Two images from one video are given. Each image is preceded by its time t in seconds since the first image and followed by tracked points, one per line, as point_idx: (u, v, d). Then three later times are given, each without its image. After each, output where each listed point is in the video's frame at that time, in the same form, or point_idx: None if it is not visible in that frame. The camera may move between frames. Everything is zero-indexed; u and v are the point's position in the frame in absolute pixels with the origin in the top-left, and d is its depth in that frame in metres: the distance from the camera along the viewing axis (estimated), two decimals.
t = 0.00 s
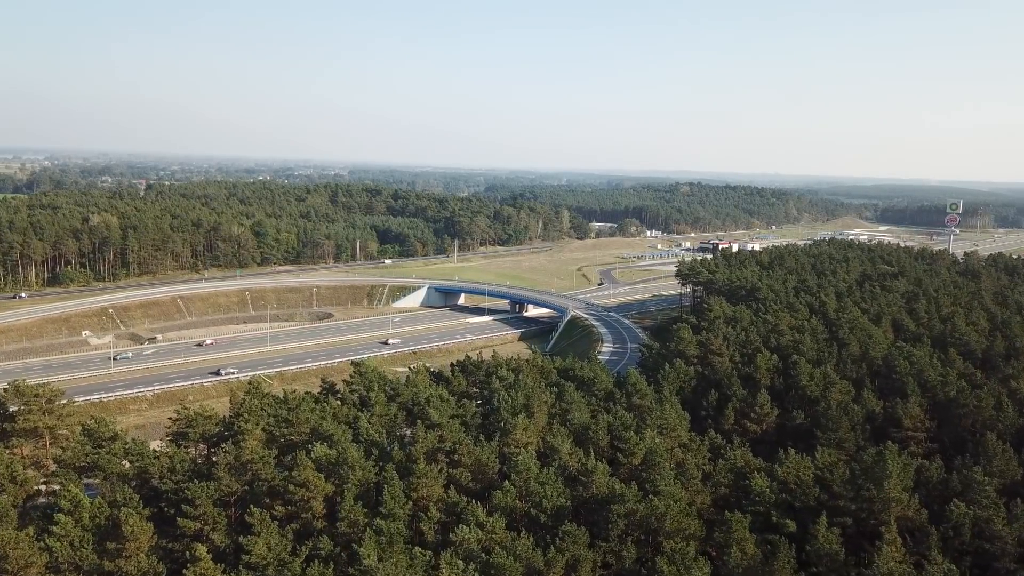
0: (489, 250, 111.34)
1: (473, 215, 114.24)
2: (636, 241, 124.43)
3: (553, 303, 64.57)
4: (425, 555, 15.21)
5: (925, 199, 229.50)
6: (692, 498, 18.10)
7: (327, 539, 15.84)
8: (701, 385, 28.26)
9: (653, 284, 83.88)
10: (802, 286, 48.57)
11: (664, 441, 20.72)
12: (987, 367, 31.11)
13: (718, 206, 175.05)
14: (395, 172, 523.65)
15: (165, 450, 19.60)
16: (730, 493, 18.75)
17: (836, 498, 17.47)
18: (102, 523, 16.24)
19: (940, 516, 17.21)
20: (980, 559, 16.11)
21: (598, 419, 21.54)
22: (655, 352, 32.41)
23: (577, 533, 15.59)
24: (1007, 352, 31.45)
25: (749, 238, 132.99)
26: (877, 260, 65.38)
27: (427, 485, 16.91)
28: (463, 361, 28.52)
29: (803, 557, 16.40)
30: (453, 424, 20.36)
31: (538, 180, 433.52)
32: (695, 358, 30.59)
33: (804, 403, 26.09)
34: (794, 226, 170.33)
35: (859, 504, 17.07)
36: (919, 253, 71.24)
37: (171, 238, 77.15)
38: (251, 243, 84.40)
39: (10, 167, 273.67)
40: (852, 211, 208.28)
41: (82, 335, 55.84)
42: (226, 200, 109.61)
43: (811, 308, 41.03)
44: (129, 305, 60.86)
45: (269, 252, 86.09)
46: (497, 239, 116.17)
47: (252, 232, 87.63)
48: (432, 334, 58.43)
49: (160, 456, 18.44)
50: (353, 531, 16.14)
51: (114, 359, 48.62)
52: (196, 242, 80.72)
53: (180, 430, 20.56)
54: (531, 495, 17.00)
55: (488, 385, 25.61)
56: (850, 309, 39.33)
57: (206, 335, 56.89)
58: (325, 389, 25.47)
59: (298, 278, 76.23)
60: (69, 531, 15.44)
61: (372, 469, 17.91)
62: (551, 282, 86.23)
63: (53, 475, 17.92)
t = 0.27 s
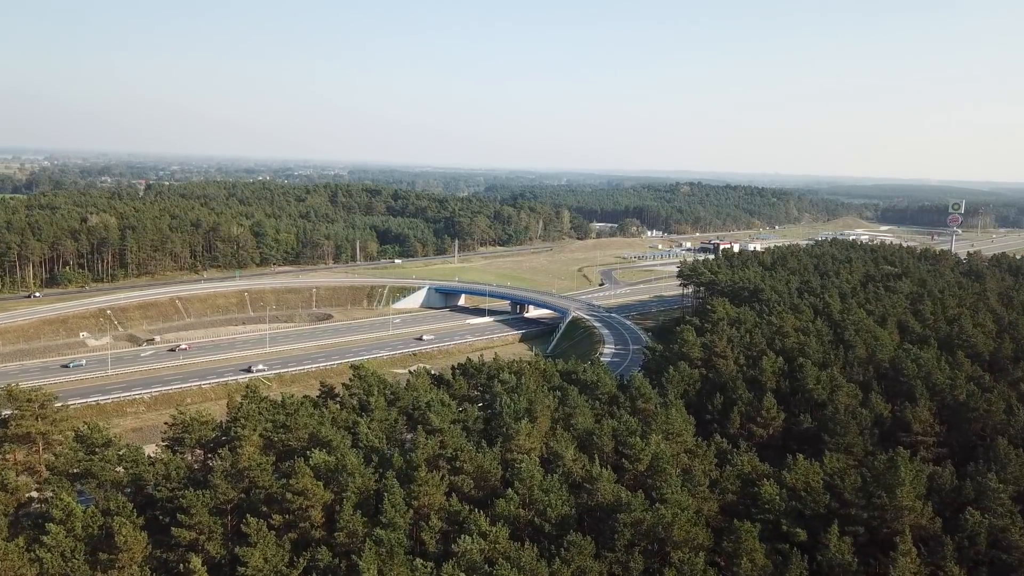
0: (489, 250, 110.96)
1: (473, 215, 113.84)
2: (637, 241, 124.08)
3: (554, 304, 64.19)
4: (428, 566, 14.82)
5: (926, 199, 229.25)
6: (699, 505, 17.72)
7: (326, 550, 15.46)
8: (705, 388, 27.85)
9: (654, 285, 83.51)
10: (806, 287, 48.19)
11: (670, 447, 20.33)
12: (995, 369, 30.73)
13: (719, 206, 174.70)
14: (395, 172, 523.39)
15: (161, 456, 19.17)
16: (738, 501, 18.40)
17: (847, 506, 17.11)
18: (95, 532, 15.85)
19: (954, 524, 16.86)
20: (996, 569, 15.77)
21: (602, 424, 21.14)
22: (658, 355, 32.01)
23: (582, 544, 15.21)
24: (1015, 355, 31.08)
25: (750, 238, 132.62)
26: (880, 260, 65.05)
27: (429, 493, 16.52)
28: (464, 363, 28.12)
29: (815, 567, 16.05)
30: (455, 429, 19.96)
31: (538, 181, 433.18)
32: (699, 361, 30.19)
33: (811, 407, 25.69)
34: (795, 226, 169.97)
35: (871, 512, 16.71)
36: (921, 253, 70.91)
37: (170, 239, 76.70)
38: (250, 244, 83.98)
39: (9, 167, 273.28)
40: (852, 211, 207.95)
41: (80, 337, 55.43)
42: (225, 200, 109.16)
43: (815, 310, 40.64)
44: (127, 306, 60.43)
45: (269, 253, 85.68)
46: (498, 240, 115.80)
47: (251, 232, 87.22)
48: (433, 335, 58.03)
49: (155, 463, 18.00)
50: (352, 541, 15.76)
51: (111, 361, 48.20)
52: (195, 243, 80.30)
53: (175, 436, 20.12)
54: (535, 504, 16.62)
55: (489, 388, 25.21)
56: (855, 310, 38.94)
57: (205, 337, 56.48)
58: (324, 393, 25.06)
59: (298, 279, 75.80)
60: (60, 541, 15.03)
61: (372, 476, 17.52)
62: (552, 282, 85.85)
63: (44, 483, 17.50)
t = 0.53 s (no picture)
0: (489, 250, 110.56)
1: (474, 215, 113.44)
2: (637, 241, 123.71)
3: (555, 305, 63.80)
4: None
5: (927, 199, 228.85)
6: (707, 513, 17.35)
7: (325, 561, 15.08)
8: (710, 392, 27.45)
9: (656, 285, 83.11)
10: (810, 288, 47.79)
11: (676, 453, 19.93)
12: (1004, 372, 30.31)
13: (720, 205, 174.31)
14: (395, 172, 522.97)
15: (155, 463, 18.73)
16: (746, 508, 18.05)
17: (859, 514, 16.75)
18: (87, 543, 15.43)
19: (969, 533, 16.49)
20: None
21: (607, 429, 20.74)
22: (662, 357, 31.60)
23: (587, 554, 14.84)
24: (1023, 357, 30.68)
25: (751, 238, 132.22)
26: (883, 261, 64.66)
27: (430, 501, 16.14)
28: (466, 366, 27.70)
29: None
30: (456, 434, 19.56)
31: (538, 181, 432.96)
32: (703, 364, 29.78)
33: (818, 411, 25.27)
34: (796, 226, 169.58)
35: (883, 520, 16.34)
36: (924, 253, 70.50)
37: (169, 239, 76.27)
38: (250, 244, 83.56)
39: (8, 167, 272.73)
40: (853, 211, 207.51)
41: (77, 338, 55.02)
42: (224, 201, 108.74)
43: (820, 311, 40.22)
44: (125, 307, 60.00)
45: (268, 253, 85.24)
46: (498, 240, 115.37)
47: (251, 233, 86.78)
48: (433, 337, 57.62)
49: (150, 471, 17.57)
50: (351, 552, 15.38)
51: (109, 363, 47.80)
52: (194, 243, 79.88)
53: (171, 441, 19.66)
54: (540, 512, 16.24)
55: (492, 392, 24.78)
56: (860, 312, 38.50)
57: (203, 338, 56.06)
58: (323, 397, 24.64)
59: (297, 279, 75.33)
60: (51, 552, 14.61)
61: (372, 484, 17.14)
62: (552, 283, 85.43)
63: (36, 491, 17.04)
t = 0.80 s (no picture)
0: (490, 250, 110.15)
1: (474, 215, 113.02)
2: (638, 241, 123.26)
3: (556, 305, 63.39)
4: None
5: (928, 199, 228.34)
6: (715, 521, 17.01)
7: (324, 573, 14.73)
8: (715, 395, 27.05)
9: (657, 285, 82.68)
10: (813, 289, 47.41)
11: (682, 458, 19.56)
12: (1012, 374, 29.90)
13: (720, 205, 173.90)
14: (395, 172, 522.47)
15: (150, 469, 18.33)
16: (755, 516, 17.71)
17: (871, 523, 16.40)
18: (79, 554, 15.04)
19: (984, 542, 16.13)
20: None
21: (612, 435, 20.36)
22: (666, 360, 31.20)
23: (593, 565, 14.48)
24: None
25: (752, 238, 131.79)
26: (886, 261, 64.27)
27: (432, 510, 15.79)
28: (467, 369, 27.29)
29: None
30: (458, 439, 19.18)
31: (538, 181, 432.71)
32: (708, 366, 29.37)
33: (825, 414, 24.87)
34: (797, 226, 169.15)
35: (896, 529, 16.00)
36: (927, 253, 70.08)
37: (168, 239, 75.84)
38: (249, 245, 83.14)
39: (8, 167, 272.21)
40: (854, 211, 207.00)
41: (75, 339, 54.64)
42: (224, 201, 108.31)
43: (824, 312, 39.82)
44: (124, 308, 59.61)
45: (267, 253, 84.81)
46: (498, 240, 114.90)
47: (250, 233, 86.35)
48: (434, 337, 57.22)
49: (145, 478, 17.17)
50: (351, 562, 15.02)
51: (107, 364, 47.39)
52: (193, 243, 79.46)
53: (167, 447, 19.25)
54: (544, 521, 15.89)
55: (493, 396, 24.38)
56: (866, 314, 38.10)
57: (202, 339, 55.65)
58: (323, 401, 24.25)
59: (296, 280, 74.91)
60: (42, 564, 14.21)
61: (372, 491, 16.78)
62: (553, 283, 85.00)
63: (28, 499, 16.65)
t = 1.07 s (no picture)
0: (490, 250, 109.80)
1: (474, 215, 112.65)
2: (639, 241, 122.91)
3: (557, 306, 63.00)
4: None
5: (929, 199, 227.83)
6: (723, 529, 16.66)
7: None
8: (721, 398, 26.66)
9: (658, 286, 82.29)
10: (817, 289, 47.02)
11: (689, 464, 19.17)
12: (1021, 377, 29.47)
13: (721, 205, 173.52)
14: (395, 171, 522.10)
15: (145, 476, 17.92)
16: (764, 524, 17.34)
17: (885, 532, 16.02)
18: (71, 564, 14.66)
19: (1002, 552, 15.73)
20: None
21: (616, 440, 19.99)
22: (670, 363, 30.81)
23: None
24: None
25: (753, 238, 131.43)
26: (890, 261, 63.85)
27: (434, 518, 15.42)
28: (469, 371, 26.89)
29: None
30: (460, 445, 18.78)
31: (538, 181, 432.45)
32: (712, 369, 28.98)
33: (832, 418, 24.47)
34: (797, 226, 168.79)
35: (910, 538, 15.62)
36: (931, 253, 69.62)
37: (167, 240, 75.46)
38: (248, 245, 82.76)
39: (8, 167, 271.92)
40: (855, 211, 206.51)
41: (73, 341, 54.28)
42: (223, 201, 107.96)
43: (829, 314, 39.43)
44: (122, 309, 59.26)
45: (267, 254, 84.42)
46: (499, 240, 114.44)
47: (250, 233, 85.96)
48: (434, 338, 56.85)
49: (139, 485, 16.77)
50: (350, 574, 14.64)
51: (104, 366, 47.02)
52: (192, 244, 79.11)
53: (163, 454, 18.86)
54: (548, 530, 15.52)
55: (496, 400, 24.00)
56: (871, 315, 37.68)
57: (201, 340, 55.28)
58: (322, 405, 23.89)
59: (296, 280, 74.52)
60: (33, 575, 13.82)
61: (372, 499, 16.41)
62: (554, 284, 84.55)
63: (19, 507, 16.23)
